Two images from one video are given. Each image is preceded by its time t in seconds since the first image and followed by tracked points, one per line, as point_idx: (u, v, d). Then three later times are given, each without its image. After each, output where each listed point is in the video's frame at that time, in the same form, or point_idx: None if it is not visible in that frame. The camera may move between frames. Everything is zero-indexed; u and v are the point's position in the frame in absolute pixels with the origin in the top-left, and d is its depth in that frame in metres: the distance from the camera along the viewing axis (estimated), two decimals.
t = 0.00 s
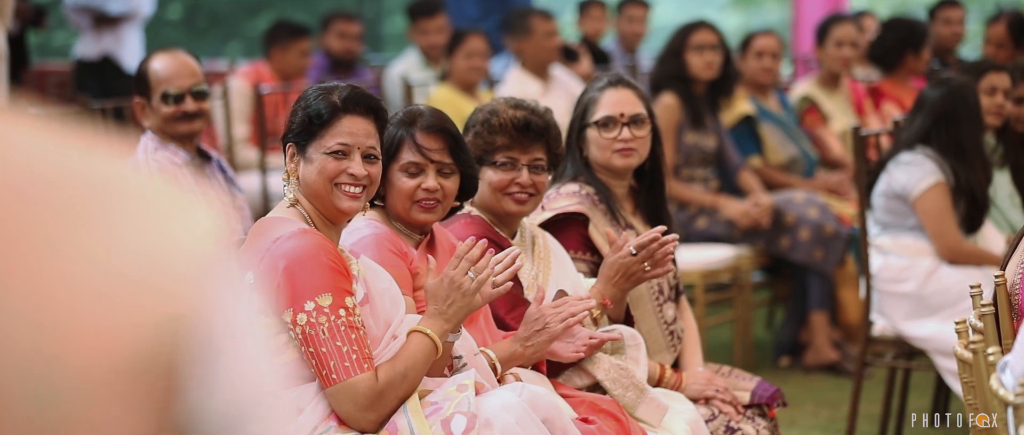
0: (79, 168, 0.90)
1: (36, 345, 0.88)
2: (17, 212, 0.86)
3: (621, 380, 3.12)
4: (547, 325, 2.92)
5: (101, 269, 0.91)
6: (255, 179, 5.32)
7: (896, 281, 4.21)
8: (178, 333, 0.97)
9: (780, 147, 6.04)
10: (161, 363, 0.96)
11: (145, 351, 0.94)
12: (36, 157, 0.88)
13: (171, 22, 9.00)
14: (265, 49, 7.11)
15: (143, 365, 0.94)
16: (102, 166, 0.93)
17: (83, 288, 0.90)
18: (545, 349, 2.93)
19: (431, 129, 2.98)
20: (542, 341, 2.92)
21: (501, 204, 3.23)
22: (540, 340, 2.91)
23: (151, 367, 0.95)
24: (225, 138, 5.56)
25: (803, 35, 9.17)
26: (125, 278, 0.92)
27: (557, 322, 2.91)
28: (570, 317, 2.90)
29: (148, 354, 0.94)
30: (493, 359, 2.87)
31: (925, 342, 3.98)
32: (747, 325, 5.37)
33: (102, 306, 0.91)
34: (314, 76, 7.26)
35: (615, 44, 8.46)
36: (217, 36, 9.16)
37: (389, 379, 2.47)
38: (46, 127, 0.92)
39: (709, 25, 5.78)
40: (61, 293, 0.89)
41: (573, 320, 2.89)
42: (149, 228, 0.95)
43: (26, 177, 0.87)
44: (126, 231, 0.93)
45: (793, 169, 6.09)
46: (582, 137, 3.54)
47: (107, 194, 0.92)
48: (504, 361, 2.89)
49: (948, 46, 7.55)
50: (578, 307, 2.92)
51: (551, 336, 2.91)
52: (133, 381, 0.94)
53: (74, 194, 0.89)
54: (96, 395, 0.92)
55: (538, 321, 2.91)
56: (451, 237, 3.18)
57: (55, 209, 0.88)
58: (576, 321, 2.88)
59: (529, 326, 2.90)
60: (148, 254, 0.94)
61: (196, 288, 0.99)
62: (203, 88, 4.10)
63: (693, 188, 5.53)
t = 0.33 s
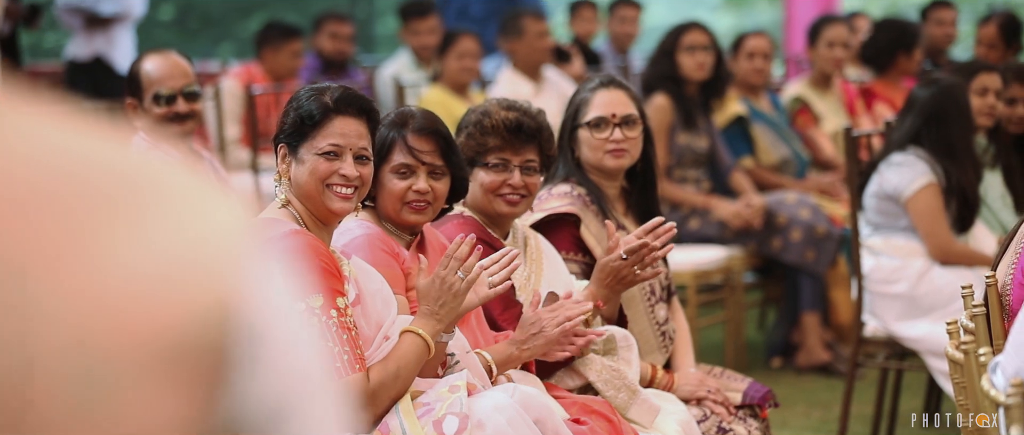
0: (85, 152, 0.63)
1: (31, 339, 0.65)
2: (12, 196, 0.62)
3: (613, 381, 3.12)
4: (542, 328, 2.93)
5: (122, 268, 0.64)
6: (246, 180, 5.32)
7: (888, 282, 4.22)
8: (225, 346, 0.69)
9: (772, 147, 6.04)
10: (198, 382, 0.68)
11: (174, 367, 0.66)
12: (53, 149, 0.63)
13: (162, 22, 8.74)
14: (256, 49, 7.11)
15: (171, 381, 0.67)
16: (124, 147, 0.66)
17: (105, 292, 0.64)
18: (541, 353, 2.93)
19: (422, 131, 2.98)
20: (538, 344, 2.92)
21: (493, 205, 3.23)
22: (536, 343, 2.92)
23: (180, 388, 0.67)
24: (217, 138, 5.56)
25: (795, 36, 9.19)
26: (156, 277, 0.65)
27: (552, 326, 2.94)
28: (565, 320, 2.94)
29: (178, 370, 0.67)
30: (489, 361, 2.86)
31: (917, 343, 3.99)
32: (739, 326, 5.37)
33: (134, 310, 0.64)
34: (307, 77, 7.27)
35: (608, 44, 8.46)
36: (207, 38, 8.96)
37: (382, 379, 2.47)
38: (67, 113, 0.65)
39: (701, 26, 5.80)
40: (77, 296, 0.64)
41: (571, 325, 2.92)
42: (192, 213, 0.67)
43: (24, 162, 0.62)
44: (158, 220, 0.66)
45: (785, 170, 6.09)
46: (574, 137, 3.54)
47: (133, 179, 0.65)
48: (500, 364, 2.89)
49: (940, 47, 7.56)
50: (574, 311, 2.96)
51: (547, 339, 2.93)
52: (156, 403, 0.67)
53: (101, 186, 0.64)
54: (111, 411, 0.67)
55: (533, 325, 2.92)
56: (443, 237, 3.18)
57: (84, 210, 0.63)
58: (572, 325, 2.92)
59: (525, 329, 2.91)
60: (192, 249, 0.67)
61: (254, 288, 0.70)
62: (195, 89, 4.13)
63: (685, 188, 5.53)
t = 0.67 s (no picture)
0: (106, 145, 0.75)
1: (77, 333, 0.73)
2: (43, 196, 0.73)
3: (607, 384, 3.11)
4: (539, 339, 2.92)
5: (154, 257, 0.74)
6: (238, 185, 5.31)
7: (880, 286, 4.23)
8: (252, 334, 0.78)
9: (764, 151, 6.03)
10: (229, 364, 0.77)
11: (203, 346, 0.76)
12: (73, 139, 0.74)
13: (155, 26, 8.74)
14: (249, 53, 7.10)
15: (203, 361, 0.76)
16: (144, 145, 0.77)
17: (138, 279, 0.74)
18: (537, 363, 2.91)
19: (413, 136, 2.99)
20: (534, 355, 2.91)
21: (485, 208, 3.22)
22: (533, 353, 2.90)
23: (212, 368, 0.77)
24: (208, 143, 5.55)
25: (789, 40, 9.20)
26: (185, 267, 0.75)
27: (550, 337, 2.91)
28: (565, 333, 2.91)
29: (206, 349, 0.76)
30: (483, 369, 2.84)
31: (909, 347, 4.00)
32: (731, 329, 5.38)
33: (155, 295, 0.74)
34: (299, 81, 7.25)
35: (601, 47, 8.47)
36: (202, 41, 8.95)
37: (376, 384, 2.46)
38: (59, 93, 0.77)
39: (693, 30, 5.82)
40: (115, 283, 0.74)
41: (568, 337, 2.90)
42: (208, 209, 0.78)
43: (49, 161, 0.73)
44: (179, 214, 0.76)
45: (777, 174, 6.07)
46: (566, 142, 3.55)
47: (154, 171, 0.76)
48: (495, 372, 2.87)
49: (933, 51, 7.56)
50: (571, 324, 2.94)
51: (544, 351, 2.91)
52: (194, 382, 0.76)
53: (121, 176, 0.75)
54: (151, 396, 0.75)
55: (530, 336, 2.91)
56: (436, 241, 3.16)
57: (106, 193, 0.74)
58: (572, 339, 2.89)
59: (521, 340, 2.90)
60: (214, 242, 0.77)
61: (271, 284, 0.80)
62: (187, 94, 4.12)
63: (678, 192, 5.55)
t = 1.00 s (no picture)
0: (115, 128, 0.80)
1: (99, 309, 0.78)
2: (44, 183, 0.79)
3: (597, 387, 3.10)
4: (528, 338, 2.92)
5: (171, 236, 0.81)
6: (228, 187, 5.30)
7: (870, 288, 4.23)
8: (262, 313, 0.85)
9: (755, 153, 6.05)
10: (242, 337, 0.84)
11: (219, 323, 0.82)
12: (78, 121, 0.79)
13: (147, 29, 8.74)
14: (239, 55, 7.09)
15: (221, 335, 0.83)
16: (151, 125, 0.83)
17: (155, 255, 0.80)
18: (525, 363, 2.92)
19: (404, 138, 2.99)
20: (522, 355, 2.91)
21: (478, 211, 3.22)
22: (522, 353, 2.90)
23: (227, 340, 0.83)
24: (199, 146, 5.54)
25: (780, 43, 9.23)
26: (202, 245, 0.81)
27: (539, 337, 2.92)
28: (552, 332, 2.92)
29: (223, 326, 0.83)
30: (472, 370, 2.85)
31: (900, 349, 4.01)
32: (722, 332, 5.38)
33: (175, 272, 0.80)
34: (291, 83, 7.24)
35: (592, 50, 8.48)
36: (194, 43, 8.95)
37: (366, 386, 2.45)
38: (68, 81, 0.83)
39: (685, 33, 5.82)
40: (136, 262, 0.79)
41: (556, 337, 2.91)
42: (215, 192, 0.84)
43: (54, 144, 0.79)
44: (190, 195, 0.83)
45: (768, 176, 6.09)
46: (557, 145, 3.55)
47: (163, 157, 0.82)
48: (485, 373, 2.86)
49: (925, 54, 7.57)
50: (560, 323, 2.94)
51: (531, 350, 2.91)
52: (212, 356, 0.82)
53: (129, 160, 0.81)
54: (176, 368, 0.81)
55: (519, 335, 2.91)
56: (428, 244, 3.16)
57: (114, 185, 0.80)
58: (557, 336, 2.91)
59: (510, 339, 2.90)
60: (222, 219, 0.83)
61: (273, 261, 0.87)
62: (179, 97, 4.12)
63: (669, 194, 5.57)
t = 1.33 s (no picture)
0: (111, 121, 0.83)
1: (106, 294, 0.82)
2: (48, 179, 0.82)
3: (590, 388, 3.11)
4: (518, 333, 2.90)
5: (173, 225, 0.84)
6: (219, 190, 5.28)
7: (862, 289, 4.23)
8: (260, 302, 0.88)
9: (748, 155, 6.05)
10: (241, 326, 0.87)
11: (219, 311, 0.85)
12: (75, 116, 0.82)
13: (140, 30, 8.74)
14: (232, 58, 7.10)
15: (220, 325, 0.86)
16: (151, 119, 0.86)
17: (159, 242, 0.83)
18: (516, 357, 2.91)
19: (397, 140, 2.99)
20: (513, 350, 2.90)
21: (470, 213, 3.22)
22: (512, 348, 2.89)
23: (227, 330, 0.86)
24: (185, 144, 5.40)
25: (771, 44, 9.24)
26: (203, 232, 0.85)
27: (528, 331, 2.89)
28: (541, 325, 2.88)
29: (222, 314, 0.86)
30: (463, 367, 2.85)
31: (892, 350, 4.02)
32: (715, 333, 5.38)
33: (177, 260, 0.84)
34: (283, 85, 7.23)
35: (584, 51, 8.48)
36: (186, 45, 8.95)
37: (357, 387, 2.46)
38: (65, 76, 0.86)
39: (677, 34, 5.82)
40: (138, 253, 0.83)
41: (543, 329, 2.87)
42: (216, 183, 0.87)
43: (54, 138, 0.82)
44: (190, 185, 0.86)
45: (761, 177, 6.09)
46: (550, 146, 3.56)
47: (162, 150, 0.85)
48: (475, 369, 2.88)
49: (918, 56, 7.59)
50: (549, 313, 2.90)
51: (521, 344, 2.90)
52: (213, 344, 0.85)
53: (130, 156, 0.84)
54: (177, 359, 0.84)
55: (509, 329, 2.89)
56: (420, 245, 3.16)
57: (113, 180, 0.83)
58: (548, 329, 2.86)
59: (500, 334, 2.89)
60: (224, 210, 0.87)
61: (274, 255, 0.90)
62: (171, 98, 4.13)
63: (662, 195, 5.57)
